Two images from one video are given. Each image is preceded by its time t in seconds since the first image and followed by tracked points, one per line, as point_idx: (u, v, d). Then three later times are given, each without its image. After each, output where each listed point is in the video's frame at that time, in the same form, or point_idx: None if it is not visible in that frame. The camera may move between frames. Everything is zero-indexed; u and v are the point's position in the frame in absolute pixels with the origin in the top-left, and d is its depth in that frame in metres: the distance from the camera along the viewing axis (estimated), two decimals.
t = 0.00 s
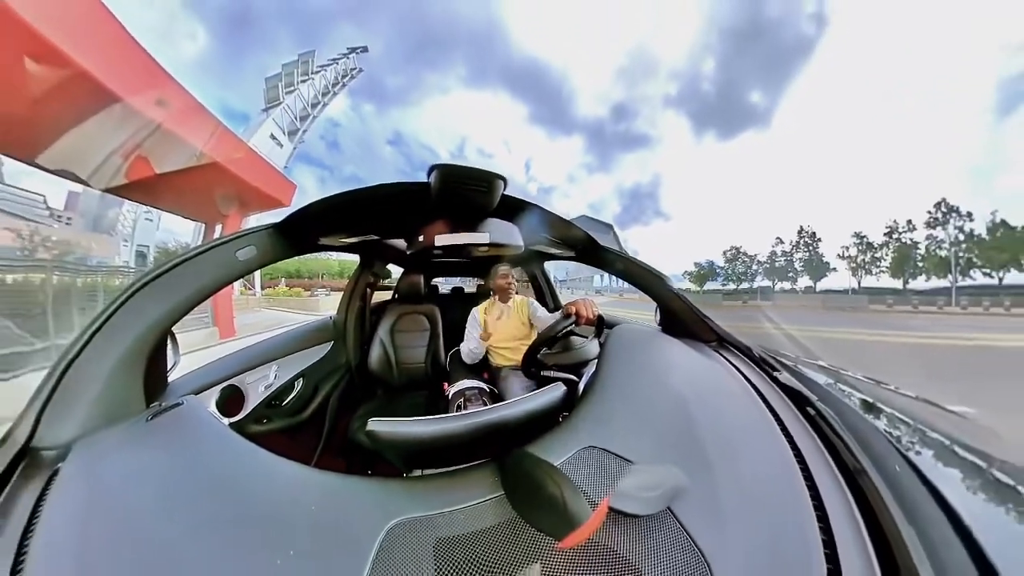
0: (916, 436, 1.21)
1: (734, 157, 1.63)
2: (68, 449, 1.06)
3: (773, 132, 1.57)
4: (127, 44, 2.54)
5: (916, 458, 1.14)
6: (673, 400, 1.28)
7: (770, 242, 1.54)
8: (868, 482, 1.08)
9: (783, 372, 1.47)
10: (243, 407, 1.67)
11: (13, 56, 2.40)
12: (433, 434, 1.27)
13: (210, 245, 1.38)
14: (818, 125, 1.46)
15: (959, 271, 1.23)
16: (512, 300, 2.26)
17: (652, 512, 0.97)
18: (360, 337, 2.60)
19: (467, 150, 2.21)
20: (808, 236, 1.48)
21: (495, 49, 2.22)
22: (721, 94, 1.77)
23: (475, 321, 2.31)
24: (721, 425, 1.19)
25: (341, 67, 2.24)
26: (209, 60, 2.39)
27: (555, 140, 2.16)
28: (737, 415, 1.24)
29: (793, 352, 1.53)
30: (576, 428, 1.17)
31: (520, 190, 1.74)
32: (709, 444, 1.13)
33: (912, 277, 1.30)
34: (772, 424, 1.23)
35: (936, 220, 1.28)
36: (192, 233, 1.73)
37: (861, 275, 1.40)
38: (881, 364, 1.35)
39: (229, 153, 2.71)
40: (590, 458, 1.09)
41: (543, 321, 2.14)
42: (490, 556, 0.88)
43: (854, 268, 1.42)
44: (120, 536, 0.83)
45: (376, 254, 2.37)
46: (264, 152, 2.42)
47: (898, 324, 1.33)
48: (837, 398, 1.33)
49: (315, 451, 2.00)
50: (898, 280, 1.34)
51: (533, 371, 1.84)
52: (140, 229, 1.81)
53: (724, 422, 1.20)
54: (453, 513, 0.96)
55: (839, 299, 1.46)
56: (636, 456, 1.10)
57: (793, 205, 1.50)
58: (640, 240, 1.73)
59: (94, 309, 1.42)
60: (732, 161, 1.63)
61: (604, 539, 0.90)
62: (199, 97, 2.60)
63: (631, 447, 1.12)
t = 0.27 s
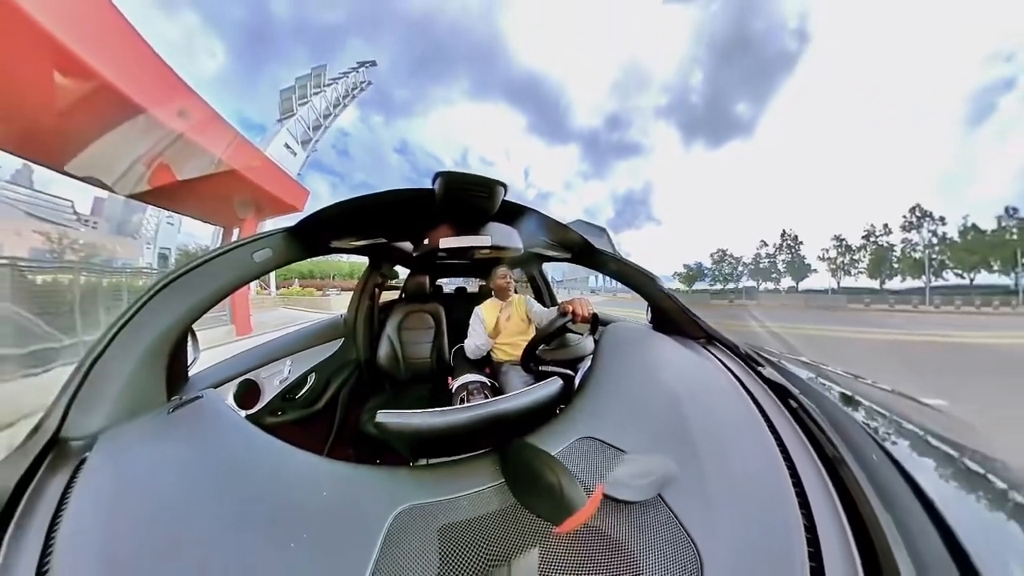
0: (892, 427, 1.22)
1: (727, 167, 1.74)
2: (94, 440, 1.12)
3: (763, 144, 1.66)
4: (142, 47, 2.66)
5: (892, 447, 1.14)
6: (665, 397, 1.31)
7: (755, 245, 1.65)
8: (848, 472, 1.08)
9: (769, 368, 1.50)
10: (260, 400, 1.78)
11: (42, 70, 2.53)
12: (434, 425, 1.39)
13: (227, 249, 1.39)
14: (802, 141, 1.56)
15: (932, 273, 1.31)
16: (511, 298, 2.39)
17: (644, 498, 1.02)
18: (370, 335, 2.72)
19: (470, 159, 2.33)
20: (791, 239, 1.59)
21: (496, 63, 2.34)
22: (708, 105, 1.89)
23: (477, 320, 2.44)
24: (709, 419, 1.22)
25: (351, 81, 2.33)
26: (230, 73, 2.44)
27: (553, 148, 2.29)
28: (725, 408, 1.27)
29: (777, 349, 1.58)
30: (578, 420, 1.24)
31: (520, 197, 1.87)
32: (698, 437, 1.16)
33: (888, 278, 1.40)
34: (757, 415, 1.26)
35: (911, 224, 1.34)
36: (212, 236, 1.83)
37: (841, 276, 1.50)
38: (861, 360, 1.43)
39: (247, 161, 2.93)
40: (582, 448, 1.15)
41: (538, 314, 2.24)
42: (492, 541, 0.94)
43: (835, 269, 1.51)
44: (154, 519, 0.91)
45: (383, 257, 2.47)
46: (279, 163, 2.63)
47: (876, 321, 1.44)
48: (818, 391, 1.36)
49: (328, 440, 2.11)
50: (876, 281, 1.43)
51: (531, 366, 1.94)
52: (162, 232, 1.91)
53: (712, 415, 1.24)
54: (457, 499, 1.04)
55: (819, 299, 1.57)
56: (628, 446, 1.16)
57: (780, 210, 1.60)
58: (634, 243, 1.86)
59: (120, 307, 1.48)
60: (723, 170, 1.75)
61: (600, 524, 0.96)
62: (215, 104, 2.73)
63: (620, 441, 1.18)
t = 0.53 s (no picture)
0: (881, 423, 1.21)
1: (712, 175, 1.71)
2: (105, 435, 1.15)
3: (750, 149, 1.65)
4: (147, 47, 2.79)
5: (881, 443, 1.17)
6: (661, 397, 1.35)
7: (748, 247, 1.64)
8: (839, 466, 1.11)
9: (760, 365, 1.55)
10: (267, 395, 1.84)
11: (55, 74, 2.72)
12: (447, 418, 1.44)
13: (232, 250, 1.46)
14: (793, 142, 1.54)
15: (920, 273, 1.29)
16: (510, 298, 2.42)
17: (640, 492, 1.07)
18: (376, 333, 2.80)
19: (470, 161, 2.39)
20: (782, 240, 1.58)
21: (497, 73, 2.39)
22: (703, 111, 1.89)
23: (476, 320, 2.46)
24: (705, 416, 1.28)
25: (355, 87, 2.38)
26: (238, 77, 2.55)
27: (550, 152, 2.31)
28: (719, 407, 1.32)
29: (772, 346, 1.64)
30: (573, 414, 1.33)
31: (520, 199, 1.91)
32: (695, 433, 1.22)
33: (879, 277, 1.38)
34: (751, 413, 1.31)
35: (899, 226, 1.32)
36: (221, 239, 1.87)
37: (832, 277, 1.50)
38: (850, 359, 1.44)
39: (254, 165, 3.04)
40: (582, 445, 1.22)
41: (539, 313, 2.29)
42: (493, 533, 0.98)
43: (824, 269, 1.51)
44: (170, 502, 0.96)
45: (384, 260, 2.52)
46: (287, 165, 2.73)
47: (867, 320, 1.43)
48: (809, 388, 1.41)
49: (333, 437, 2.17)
50: (866, 281, 1.43)
51: (530, 364, 1.99)
52: (172, 233, 1.96)
53: (707, 412, 1.30)
54: (464, 493, 1.09)
55: (810, 298, 1.57)
56: (625, 441, 1.23)
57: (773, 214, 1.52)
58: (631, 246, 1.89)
59: (131, 306, 1.53)
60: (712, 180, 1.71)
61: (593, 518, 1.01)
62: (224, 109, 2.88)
63: (620, 434, 1.25)
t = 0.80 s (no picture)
0: (986, 460, 0.94)
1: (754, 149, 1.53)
2: None
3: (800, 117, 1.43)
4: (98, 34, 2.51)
5: (988, 487, 0.88)
6: (673, 400, 1.08)
7: (794, 237, 1.39)
8: (925, 510, 0.85)
9: (809, 380, 1.26)
10: (216, 418, 1.53)
11: None
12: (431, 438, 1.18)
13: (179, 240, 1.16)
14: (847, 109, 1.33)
15: None
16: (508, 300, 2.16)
17: (665, 533, 0.76)
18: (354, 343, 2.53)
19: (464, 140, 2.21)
20: (839, 231, 1.32)
21: (495, 36, 2.23)
22: (738, 80, 1.69)
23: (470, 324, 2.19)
24: (732, 423, 1.03)
25: (326, 48, 2.30)
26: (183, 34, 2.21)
27: (557, 130, 2.14)
28: (745, 415, 1.06)
29: (823, 359, 1.31)
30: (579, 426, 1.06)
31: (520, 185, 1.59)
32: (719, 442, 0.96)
33: (975, 274, 1.07)
34: (785, 425, 1.06)
35: (1010, 209, 1.03)
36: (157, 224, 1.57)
37: (907, 274, 1.20)
38: (935, 378, 1.09)
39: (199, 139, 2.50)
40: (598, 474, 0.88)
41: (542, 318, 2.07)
42: None
43: (897, 264, 1.22)
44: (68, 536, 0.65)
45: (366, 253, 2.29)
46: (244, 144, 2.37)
47: (955, 325, 1.09)
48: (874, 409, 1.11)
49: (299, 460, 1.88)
50: (956, 279, 1.11)
51: (532, 376, 1.75)
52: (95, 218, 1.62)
53: (732, 419, 1.04)
54: (455, 527, 0.76)
55: (878, 300, 1.24)
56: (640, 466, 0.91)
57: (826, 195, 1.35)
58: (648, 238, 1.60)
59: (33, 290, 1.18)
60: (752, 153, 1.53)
61: (617, 565, 0.70)
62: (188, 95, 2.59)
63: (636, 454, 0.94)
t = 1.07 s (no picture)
0: None
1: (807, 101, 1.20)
2: None
3: (883, 57, 1.11)
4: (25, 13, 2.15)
5: None
6: (717, 422, 0.94)
7: (873, 226, 1.05)
8: None
9: (896, 407, 1.00)
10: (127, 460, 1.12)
11: None
12: (387, 471, 0.70)
13: (82, 222, 0.83)
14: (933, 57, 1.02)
15: None
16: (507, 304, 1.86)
17: None
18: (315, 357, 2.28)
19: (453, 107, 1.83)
20: (942, 211, 0.99)
21: None
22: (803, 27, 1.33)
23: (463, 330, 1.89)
24: (784, 454, 0.87)
25: None
26: None
27: (568, 97, 1.92)
28: (798, 433, 0.92)
29: (914, 381, 1.03)
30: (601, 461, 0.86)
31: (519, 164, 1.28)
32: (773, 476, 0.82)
33: None
34: (854, 445, 0.90)
35: None
36: (41, 207, 1.18)
37: None
38: None
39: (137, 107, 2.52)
40: (620, 514, 0.77)
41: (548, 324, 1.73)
42: None
43: None
44: None
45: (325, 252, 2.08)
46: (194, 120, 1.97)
47: None
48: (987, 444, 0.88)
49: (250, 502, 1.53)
50: None
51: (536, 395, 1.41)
52: None
53: (784, 443, 0.89)
54: None
55: (987, 305, 0.93)
56: (680, 517, 0.77)
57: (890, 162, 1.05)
58: (679, 225, 1.30)
59: None
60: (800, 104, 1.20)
61: None
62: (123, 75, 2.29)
63: (674, 501, 0.80)
